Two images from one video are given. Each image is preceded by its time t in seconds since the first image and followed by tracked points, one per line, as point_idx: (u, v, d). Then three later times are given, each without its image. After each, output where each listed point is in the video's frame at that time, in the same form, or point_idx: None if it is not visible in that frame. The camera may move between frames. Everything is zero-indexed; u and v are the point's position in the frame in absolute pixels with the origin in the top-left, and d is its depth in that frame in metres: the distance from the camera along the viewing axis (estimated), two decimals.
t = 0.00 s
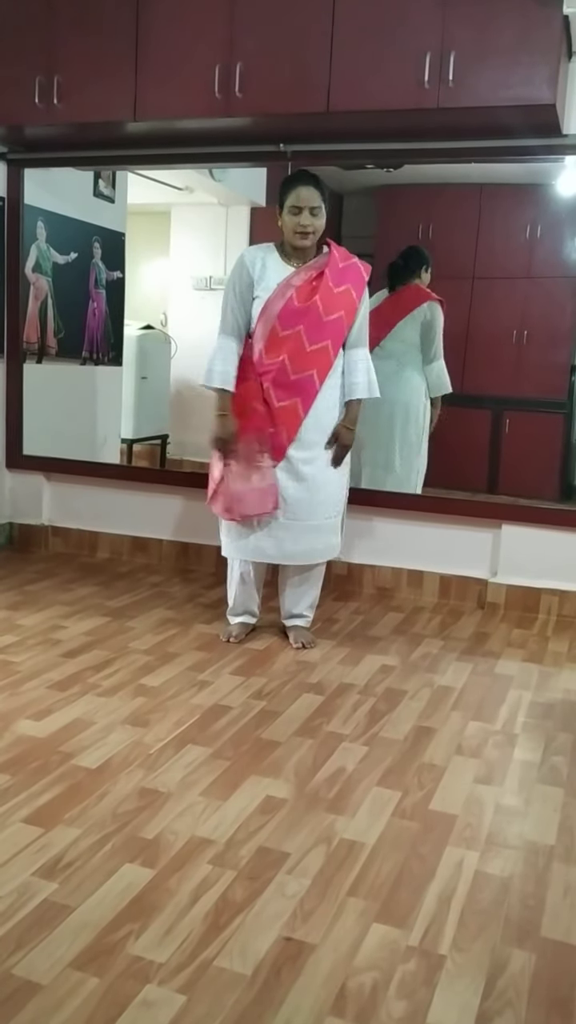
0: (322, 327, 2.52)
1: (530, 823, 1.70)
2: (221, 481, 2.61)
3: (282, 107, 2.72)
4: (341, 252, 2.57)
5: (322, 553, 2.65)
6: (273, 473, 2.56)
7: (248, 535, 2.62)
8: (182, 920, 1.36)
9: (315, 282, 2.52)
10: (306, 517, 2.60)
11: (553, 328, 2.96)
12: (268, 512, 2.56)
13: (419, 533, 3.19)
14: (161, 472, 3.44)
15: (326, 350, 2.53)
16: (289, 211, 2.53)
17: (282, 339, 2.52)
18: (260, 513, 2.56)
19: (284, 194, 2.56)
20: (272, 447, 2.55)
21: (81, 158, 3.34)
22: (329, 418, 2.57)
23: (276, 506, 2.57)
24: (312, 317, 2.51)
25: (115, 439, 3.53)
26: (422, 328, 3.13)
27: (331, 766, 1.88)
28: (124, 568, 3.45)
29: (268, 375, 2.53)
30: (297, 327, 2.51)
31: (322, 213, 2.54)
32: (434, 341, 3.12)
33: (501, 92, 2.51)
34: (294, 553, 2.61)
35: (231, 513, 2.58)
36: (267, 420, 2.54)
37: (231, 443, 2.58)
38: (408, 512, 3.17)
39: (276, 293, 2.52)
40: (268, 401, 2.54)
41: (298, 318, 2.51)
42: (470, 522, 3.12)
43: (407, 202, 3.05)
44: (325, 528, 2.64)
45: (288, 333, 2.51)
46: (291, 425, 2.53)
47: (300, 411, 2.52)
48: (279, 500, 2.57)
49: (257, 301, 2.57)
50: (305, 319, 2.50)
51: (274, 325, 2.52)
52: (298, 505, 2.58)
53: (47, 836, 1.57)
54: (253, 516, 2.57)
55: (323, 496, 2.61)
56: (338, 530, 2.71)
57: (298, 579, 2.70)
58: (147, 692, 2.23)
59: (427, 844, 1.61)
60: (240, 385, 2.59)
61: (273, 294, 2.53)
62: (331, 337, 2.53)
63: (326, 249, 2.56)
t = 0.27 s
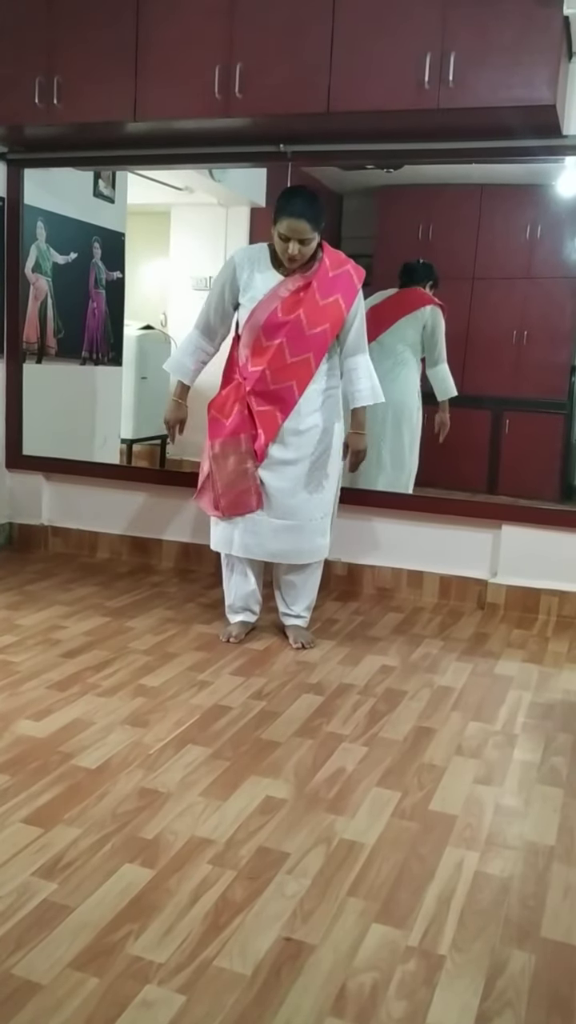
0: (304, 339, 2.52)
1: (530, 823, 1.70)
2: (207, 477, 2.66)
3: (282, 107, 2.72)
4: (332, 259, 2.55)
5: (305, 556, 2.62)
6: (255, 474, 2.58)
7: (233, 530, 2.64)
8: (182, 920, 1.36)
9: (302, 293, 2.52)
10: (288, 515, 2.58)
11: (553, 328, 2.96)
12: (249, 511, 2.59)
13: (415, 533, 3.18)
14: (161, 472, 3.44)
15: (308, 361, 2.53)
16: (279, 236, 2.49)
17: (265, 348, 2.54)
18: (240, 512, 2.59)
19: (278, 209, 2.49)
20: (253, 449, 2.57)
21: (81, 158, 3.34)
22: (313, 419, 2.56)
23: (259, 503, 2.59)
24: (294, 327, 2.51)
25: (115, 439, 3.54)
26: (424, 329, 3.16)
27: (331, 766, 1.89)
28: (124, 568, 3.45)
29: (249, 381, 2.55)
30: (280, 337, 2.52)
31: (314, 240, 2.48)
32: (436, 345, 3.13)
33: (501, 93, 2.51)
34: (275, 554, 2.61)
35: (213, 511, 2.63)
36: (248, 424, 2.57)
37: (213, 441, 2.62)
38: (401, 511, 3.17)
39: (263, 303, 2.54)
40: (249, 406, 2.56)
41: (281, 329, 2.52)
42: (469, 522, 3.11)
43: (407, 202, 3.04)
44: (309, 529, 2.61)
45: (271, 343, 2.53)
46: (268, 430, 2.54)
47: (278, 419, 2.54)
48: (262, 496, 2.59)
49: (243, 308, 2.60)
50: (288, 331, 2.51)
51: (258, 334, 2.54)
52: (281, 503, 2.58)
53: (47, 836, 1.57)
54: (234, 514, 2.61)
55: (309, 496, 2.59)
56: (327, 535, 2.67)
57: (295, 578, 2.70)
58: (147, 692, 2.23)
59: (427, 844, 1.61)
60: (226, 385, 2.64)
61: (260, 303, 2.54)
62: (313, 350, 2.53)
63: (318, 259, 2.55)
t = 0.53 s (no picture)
0: (284, 341, 2.51)
1: (529, 822, 1.70)
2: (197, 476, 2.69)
3: (282, 107, 2.72)
4: (313, 259, 2.54)
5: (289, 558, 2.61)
6: (241, 473, 2.61)
7: (219, 527, 2.67)
8: (181, 920, 1.36)
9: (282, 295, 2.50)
10: (272, 515, 2.60)
11: (553, 328, 2.96)
12: (239, 509, 2.63)
13: (411, 532, 3.19)
14: (161, 472, 3.44)
15: (289, 363, 2.53)
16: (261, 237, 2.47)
17: (246, 349, 2.54)
18: (229, 511, 2.63)
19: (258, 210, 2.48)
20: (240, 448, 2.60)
21: (80, 158, 3.34)
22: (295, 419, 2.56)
23: (246, 502, 2.62)
24: (274, 329, 2.50)
25: (115, 440, 3.54)
26: (415, 328, 3.16)
27: (330, 765, 1.89)
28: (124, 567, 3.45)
29: (232, 383, 2.56)
30: (261, 339, 2.52)
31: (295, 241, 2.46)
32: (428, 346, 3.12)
33: (501, 92, 2.51)
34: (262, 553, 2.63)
35: (203, 510, 2.67)
36: (233, 424, 2.59)
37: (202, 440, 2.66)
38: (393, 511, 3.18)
39: (244, 304, 2.53)
40: (232, 406, 2.58)
41: (261, 330, 2.51)
42: (467, 522, 3.11)
43: (406, 202, 3.04)
44: (294, 529, 2.60)
45: (252, 344, 2.53)
46: (252, 430, 2.56)
47: (260, 420, 2.55)
48: (249, 496, 2.62)
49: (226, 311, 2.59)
50: (268, 333, 2.51)
51: (238, 335, 2.54)
52: (265, 502, 2.60)
53: (46, 837, 1.56)
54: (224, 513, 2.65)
55: (292, 495, 2.58)
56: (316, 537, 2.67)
57: (289, 579, 2.69)
58: (146, 692, 2.23)
59: (427, 844, 1.61)
60: (214, 384, 2.65)
61: (241, 304, 2.53)
62: (294, 351, 2.52)
63: (299, 259, 2.52)
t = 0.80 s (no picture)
0: (277, 330, 2.53)
1: (529, 822, 1.70)
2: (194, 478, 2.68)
3: (282, 108, 2.72)
4: (305, 252, 2.57)
5: (285, 554, 2.61)
6: (237, 471, 2.60)
7: (215, 527, 2.69)
8: (181, 919, 1.36)
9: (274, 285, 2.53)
10: (267, 514, 2.59)
11: (552, 329, 2.96)
12: (234, 508, 2.61)
13: (411, 531, 3.20)
14: (161, 472, 3.45)
15: (283, 352, 2.54)
16: (254, 218, 2.54)
17: (240, 341, 2.56)
18: (226, 508, 2.61)
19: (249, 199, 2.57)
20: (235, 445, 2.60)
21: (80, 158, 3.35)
22: (289, 415, 2.58)
23: (243, 502, 2.60)
24: (266, 319, 2.53)
25: (115, 439, 3.53)
26: (411, 328, 3.16)
27: (330, 764, 1.89)
28: (124, 567, 3.45)
29: (227, 377, 2.57)
30: (254, 329, 2.54)
31: (287, 219, 2.54)
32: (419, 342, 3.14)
33: (501, 93, 2.51)
34: (257, 555, 2.62)
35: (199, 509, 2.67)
36: (229, 419, 2.59)
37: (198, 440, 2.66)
38: (391, 510, 3.19)
39: (237, 296, 2.56)
40: (228, 402, 2.58)
41: (254, 321, 2.54)
42: (467, 521, 3.12)
43: (405, 203, 3.04)
44: (291, 528, 2.61)
45: (245, 335, 2.55)
46: (248, 424, 2.56)
47: (257, 413, 2.55)
48: (246, 496, 2.60)
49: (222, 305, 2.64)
50: (261, 322, 2.53)
51: (232, 328, 2.56)
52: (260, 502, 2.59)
53: (46, 836, 1.57)
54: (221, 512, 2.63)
55: (287, 491, 2.59)
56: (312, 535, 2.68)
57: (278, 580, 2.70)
58: (147, 691, 2.24)
59: (426, 843, 1.61)
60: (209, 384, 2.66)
61: (234, 296, 2.57)
62: (287, 339, 2.54)
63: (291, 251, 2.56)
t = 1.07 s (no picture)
0: (278, 322, 2.54)
1: (528, 820, 1.71)
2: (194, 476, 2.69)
3: (281, 107, 2.72)
4: (306, 248, 2.58)
5: (288, 551, 2.62)
6: (238, 470, 2.60)
7: (216, 528, 2.66)
8: (181, 918, 1.36)
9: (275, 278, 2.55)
10: (269, 514, 2.59)
11: (551, 328, 2.95)
12: (234, 506, 2.60)
13: (412, 531, 3.20)
14: (160, 472, 3.45)
15: (284, 343, 2.54)
16: (256, 209, 2.59)
17: (240, 334, 2.57)
18: (225, 506, 2.61)
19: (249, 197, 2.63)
20: (236, 441, 2.59)
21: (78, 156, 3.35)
22: (290, 413, 2.56)
23: (242, 502, 2.61)
24: (266, 310, 2.54)
25: (114, 437, 3.53)
26: (413, 325, 3.14)
27: (330, 763, 1.89)
28: (123, 566, 3.45)
29: (228, 370, 2.58)
30: (254, 321, 2.55)
31: (289, 208, 2.59)
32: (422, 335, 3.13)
33: (499, 92, 2.51)
34: (259, 550, 2.62)
35: (199, 505, 2.66)
36: (230, 414, 2.59)
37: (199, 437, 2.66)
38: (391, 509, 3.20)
39: (237, 290, 2.58)
40: (230, 397, 2.59)
41: (254, 313, 2.55)
42: (467, 520, 3.13)
43: (405, 202, 3.04)
44: (294, 527, 2.61)
45: (245, 328, 2.55)
46: (250, 418, 2.55)
47: (258, 406, 2.54)
48: (245, 496, 2.60)
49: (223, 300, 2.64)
50: (261, 314, 2.54)
51: (232, 321, 2.58)
52: (261, 502, 2.59)
53: (45, 835, 1.57)
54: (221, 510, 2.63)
55: (288, 490, 2.58)
56: (315, 533, 2.67)
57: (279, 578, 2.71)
58: (145, 690, 2.23)
59: (426, 841, 1.61)
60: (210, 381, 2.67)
61: (235, 290, 2.59)
62: (288, 330, 2.54)
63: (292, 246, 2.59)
